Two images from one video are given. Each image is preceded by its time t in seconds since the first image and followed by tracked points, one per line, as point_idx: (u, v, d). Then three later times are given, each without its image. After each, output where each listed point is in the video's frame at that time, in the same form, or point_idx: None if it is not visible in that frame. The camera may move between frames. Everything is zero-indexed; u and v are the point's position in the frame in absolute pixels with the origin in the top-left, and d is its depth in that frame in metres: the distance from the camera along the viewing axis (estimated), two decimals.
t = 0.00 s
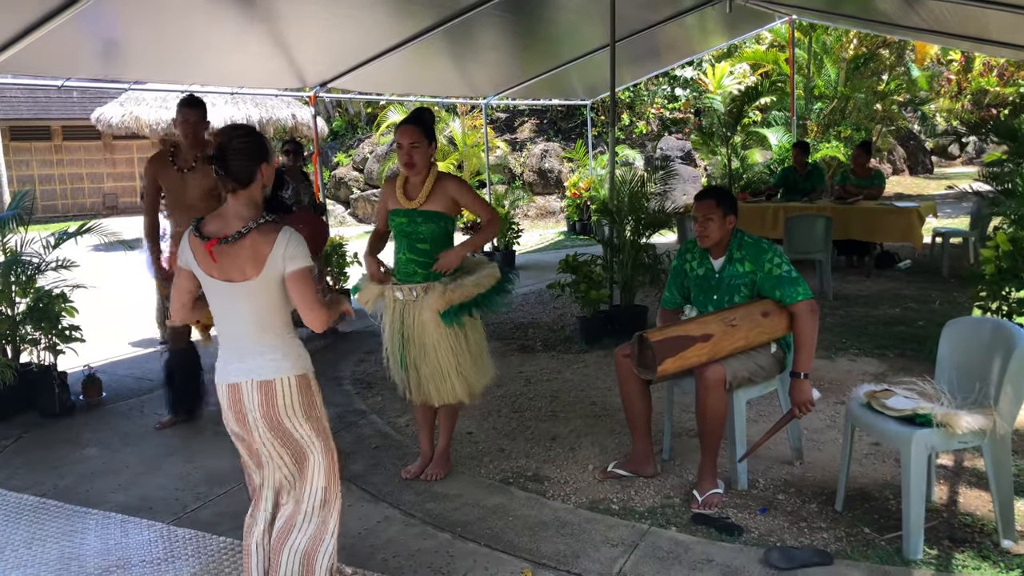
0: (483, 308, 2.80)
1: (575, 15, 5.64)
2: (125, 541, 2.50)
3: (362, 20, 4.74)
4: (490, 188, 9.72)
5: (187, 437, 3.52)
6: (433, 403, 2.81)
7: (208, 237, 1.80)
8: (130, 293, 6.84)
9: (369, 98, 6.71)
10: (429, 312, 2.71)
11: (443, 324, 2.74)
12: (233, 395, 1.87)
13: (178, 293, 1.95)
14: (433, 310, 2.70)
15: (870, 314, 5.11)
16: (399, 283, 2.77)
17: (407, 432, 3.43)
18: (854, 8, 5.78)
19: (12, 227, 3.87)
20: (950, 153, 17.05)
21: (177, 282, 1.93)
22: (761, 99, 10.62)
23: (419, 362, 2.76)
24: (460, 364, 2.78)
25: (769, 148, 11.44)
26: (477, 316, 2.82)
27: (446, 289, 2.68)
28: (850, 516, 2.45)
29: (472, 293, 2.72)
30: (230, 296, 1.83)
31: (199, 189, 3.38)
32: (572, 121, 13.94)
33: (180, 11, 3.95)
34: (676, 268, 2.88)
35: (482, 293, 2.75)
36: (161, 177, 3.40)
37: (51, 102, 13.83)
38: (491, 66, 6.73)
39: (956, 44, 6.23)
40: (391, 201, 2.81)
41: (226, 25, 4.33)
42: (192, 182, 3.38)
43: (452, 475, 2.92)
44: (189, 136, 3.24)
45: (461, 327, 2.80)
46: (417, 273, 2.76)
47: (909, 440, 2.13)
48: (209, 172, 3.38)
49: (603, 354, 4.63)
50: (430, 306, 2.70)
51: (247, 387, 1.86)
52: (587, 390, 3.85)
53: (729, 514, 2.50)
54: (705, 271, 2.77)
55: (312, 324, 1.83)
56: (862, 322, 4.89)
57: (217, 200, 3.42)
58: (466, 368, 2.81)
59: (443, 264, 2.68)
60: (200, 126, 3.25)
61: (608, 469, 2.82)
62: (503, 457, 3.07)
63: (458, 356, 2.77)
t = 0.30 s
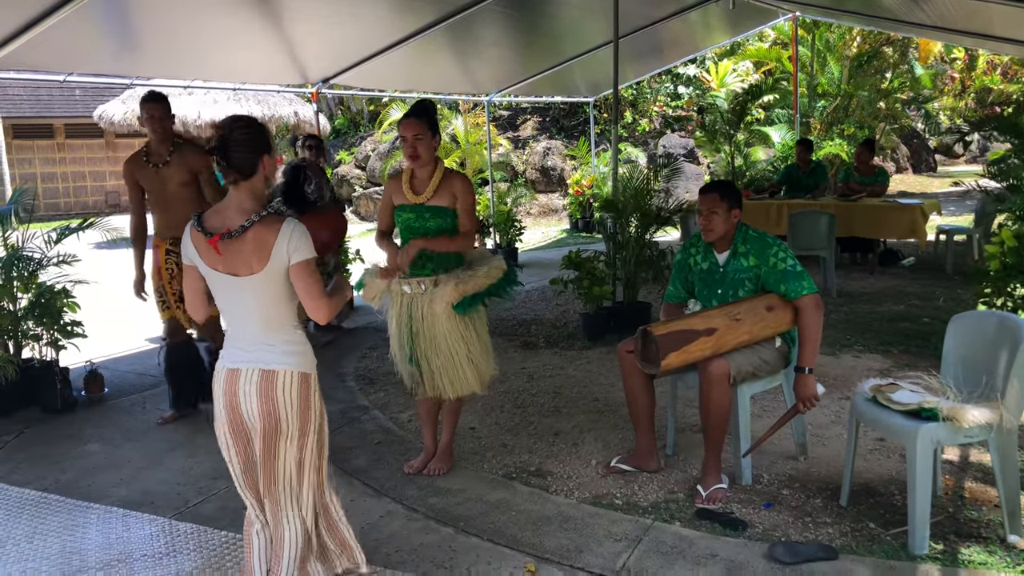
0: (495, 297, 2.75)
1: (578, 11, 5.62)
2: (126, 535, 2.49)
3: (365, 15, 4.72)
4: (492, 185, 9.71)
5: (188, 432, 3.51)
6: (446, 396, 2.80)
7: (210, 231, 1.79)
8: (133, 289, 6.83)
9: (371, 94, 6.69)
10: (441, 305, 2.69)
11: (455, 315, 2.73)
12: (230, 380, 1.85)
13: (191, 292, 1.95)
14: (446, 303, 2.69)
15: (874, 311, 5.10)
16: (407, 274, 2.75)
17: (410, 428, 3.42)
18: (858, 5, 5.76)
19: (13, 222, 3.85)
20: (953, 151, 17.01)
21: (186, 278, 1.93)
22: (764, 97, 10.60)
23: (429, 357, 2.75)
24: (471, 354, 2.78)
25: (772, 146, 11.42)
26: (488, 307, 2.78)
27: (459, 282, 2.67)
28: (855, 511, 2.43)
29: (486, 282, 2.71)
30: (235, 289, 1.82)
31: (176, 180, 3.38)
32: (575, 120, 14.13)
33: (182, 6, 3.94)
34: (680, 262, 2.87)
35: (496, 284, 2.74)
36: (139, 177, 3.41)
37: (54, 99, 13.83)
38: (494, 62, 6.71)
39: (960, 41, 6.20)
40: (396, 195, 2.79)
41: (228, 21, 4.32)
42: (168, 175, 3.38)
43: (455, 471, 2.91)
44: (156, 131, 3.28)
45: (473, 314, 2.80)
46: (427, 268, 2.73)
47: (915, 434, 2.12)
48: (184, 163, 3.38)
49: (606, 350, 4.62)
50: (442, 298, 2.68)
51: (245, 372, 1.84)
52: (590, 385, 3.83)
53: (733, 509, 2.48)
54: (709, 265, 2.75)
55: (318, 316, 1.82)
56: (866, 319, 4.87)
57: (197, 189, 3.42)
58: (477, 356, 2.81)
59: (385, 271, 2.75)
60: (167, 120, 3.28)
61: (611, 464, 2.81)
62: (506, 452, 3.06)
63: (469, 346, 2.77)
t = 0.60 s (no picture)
0: (493, 295, 2.78)
1: (582, 9, 5.61)
2: (129, 532, 2.49)
3: (368, 13, 4.71)
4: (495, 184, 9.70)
5: (192, 429, 3.51)
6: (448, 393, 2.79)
7: (218, 223, 1.79)
8: (137, 287, 6.83)
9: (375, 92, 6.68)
10: (440, 303, 2.67)
11: (454, 313, 2.71)
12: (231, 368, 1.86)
13: (198, 282, 1.94)
14: (445, 300, 2.66)
15: (879, 309, 5.08)
16: (406, 271, 2.78)
17: (413, 425, 3.42)
18: (863, 3, 5.74)
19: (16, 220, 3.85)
20: (958, 150, 16.96)
21: (193, 271, 1.92)
22: (768, 96, 10.57)
23: (432, 354, 2.74)
24: (471, 352, 2.77)
25: (776, 144, 11.40)
26: (488, 306, 2.81)
27: (457, 279, 2.65)
28: (860, 508, 2.42)
29: (484, 281, 2.70)
30: (242, 282, 1.81)
31: (171, 176, 3.37)
32: (579, 118, 14.03)
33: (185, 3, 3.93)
34: (685, 259, 2.85)
35: (494, 282, 2.74)
36: (135, 176, 3.40)
37: (59, 99, 13.86)
38: (498, 61, 6.70)
39: (966, 38, 6.18)
40: (400, 192, 2.79)
41: (231, 18, 4.31)
42: (164, 172, 3.36)
43: (458, 468, 2.90)
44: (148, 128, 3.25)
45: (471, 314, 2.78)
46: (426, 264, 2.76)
47: (921, 432, 2.10)
48: (179, 159, 3.36)
49: (610, 348, 4.60)
50: (441, 296, 2.66)
51: (249, 368, 1.83)
52: (594, 383, 3.82)
53: (738, 507, 2.47)
54: (714, 262, 2.74)
55: (322, 308, 1.82)
56: (871, 317, 4.86)
57: (194, 184, 3.40)
58: (477, 355, 2.80)
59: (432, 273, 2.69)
60: (160, 117, 3.26)
61: (616, 461, 2.80)
62: (509, 450, 3.05)
63: (468, 345, 2.76)
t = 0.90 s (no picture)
0: (503, 295, 2.79)
1: (589, 9, 5.60)
2: (137, 530, 2.49)
3: (375, 12, 4.71)
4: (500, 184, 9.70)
5: (199, 428, 3.51)
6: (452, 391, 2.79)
7: (223, 223, 1.79)
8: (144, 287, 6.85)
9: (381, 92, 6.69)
10: (450, 302, 2.66)
11: (464, 312, 2.73)
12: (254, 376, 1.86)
13: (207, 279, 1.95)
14: (453, 299, 2.66)
15: (886, 309, 5.06)
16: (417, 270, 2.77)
17: (420, 424, 3.42)
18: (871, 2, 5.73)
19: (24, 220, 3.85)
20: (965, 151, 16.91)
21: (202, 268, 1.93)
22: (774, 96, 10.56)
23: (440, 352, 2.74)
24: (478, 352, 2.76)
25: (782, 144, 11.38)
26: (498, 305, 2.80)
27: (467, 279, 2.64)
28: (869, 508, 2.42)
29: (491, 282, 2.71)
30: (248, 283, 1.81)
31: (190, 173, 3.38)
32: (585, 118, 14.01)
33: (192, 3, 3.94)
34: (693, 259, 2.86)
35: (502, 281, 2.75)
36: (150, 171, 3.42)
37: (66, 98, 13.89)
38: (504, 60, 6.69)
39: (973, 38, 6.17)
40: (411, 190, 2.80)
41: (239, 17, 4.31)
42: (181, 168, 3.37)
43: (466, 467, 2.90)
44: (167, 124, 3.26)
45: (479, 315, 2.78)
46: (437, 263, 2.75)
47: (930, 432, 2.09)
48: (197, 156, 3.38)
49: (616, 348, 4.60)
50: (448, 296, 2.66)
51: (268, 367, 1.85)
52: (601, 383, 3.82)
53: (746, 506, 2.47)
54: (722, 261, 2.74)
55: (327, 312, 1.82)
56: (878, 317, 4.84)
57: (210, 182, 3.41)
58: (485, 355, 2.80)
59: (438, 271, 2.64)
60: (179, 114, 3.28)
61: (623, 461, 2.79)
62: (517, 449, 3.05)
63: (475, 347, 2.76)
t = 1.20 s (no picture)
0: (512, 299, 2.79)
1: (595, 9, 5.60)
2: (144, 529, 2.50)
3: (381, 12, 4.71)
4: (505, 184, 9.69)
5: (205, 427, 3.52)
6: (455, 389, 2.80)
7: (232, 222, 1.79)
8: (149, 286, 6.87)
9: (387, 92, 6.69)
10: (456, 305, 2.71)
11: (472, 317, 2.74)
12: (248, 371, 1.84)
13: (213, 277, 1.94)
14: (460, 302, 2.70)
15: (892, 310, 5.05)
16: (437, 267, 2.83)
17: (426, 424, 3.42)
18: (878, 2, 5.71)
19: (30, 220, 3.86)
20: (971, 151, 16.85)
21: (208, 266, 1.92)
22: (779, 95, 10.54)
23: (447, 349, 2.76)
24: (484, 352, 2.76)
25: (787, 144, 11.35)
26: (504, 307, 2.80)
27: (473, 281, 2.69)
28: (875, 509, 2.41)
29: (499, 285, 2.71)
30: (256, 279, 1.81)
31: (216, 176, 3.39)
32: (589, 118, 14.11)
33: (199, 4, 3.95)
34: (699, 259, 2.85)
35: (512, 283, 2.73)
36: (178, 170, 3.39)
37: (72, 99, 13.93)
38: (509, 60, 6.69)
39: (980, 38, 6.15)
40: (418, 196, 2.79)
41: (245, 17, 4.32)
42: (208, 170, 3.37)
43: (471, 467, 2.90)
44: (199, 125, 3.25)
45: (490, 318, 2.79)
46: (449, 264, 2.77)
47: (937, 433, 2.09)
48: (226, 161, 3.39)
49: (622, 348, 4.60)
50: (458, 298, 2.70)
51: (264, 363, 1.84)
52: (606, 383, 3.82)
53: (753, 507, 2.46)
54: (728, 260, 2.73)
55: (337, 308, 1.83)
56: (884, 318, 4.83)
57: (234, 189, 3.43)
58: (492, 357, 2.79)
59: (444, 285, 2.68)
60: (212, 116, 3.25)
61: (629, 461, 2.79)
62: (522, 450, 3.05)
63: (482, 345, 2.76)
